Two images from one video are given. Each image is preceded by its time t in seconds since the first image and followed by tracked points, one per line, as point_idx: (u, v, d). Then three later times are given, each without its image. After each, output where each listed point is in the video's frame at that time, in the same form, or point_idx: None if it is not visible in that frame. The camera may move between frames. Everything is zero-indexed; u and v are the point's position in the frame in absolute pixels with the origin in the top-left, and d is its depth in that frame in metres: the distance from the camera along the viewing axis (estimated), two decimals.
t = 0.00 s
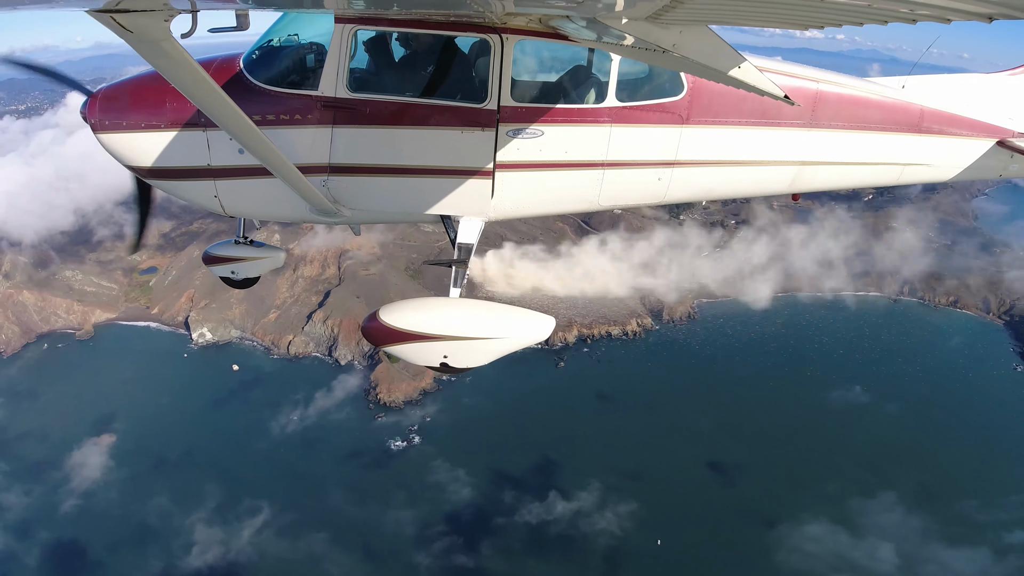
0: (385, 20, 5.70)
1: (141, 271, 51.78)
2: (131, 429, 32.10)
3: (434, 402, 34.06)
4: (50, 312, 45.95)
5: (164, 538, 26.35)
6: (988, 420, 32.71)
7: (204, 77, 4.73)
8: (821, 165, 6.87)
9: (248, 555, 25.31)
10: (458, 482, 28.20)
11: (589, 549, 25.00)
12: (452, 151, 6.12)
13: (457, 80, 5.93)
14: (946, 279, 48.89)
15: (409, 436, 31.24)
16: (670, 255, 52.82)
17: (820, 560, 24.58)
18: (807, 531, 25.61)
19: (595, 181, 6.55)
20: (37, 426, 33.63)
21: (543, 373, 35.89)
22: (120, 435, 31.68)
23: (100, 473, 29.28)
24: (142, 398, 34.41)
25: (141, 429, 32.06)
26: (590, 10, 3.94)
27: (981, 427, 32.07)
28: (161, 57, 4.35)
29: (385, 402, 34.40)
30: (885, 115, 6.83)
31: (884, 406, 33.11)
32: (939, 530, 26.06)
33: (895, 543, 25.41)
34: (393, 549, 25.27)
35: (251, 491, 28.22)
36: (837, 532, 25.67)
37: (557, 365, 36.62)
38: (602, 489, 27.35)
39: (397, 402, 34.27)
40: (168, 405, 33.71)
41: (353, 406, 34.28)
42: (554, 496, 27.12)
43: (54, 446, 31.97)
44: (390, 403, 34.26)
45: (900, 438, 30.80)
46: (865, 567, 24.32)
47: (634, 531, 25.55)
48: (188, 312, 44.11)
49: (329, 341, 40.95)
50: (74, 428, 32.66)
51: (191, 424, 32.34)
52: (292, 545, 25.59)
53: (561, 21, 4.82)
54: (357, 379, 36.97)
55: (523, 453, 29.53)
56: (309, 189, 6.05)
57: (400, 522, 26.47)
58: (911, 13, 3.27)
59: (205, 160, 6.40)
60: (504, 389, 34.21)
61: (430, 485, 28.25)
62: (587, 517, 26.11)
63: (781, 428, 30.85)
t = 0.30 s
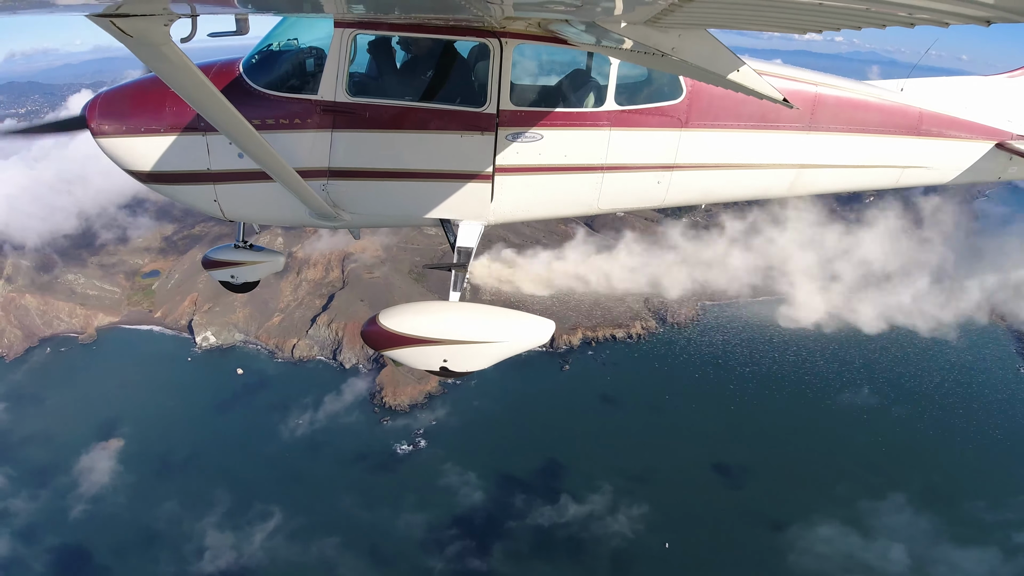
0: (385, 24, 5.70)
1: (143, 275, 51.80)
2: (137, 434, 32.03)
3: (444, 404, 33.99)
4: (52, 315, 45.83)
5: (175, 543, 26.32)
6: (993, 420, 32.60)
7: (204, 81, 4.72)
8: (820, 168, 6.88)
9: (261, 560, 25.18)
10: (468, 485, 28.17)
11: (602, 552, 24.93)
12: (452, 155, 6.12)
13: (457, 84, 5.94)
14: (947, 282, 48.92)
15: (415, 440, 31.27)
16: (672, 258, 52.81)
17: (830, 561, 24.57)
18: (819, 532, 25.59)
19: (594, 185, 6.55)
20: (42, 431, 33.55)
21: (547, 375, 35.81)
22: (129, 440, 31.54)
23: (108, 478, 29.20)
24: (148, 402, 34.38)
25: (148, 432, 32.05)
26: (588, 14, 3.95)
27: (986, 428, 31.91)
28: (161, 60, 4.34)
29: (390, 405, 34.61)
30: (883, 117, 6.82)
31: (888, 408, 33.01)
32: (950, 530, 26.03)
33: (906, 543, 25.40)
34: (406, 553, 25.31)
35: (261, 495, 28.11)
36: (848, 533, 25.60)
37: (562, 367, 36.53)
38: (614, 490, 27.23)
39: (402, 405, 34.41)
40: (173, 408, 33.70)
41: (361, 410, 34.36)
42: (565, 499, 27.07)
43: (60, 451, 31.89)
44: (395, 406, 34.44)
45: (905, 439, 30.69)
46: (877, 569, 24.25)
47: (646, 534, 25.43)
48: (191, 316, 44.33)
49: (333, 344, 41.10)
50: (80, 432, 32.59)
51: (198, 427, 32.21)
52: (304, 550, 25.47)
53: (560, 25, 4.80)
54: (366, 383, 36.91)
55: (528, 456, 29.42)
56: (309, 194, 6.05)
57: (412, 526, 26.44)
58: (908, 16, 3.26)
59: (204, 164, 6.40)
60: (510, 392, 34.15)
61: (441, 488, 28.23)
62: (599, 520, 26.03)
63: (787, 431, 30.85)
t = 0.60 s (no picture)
0: (384, 29, 5.71)
1: (147, 277, 51.87)
2: (147, 437, 31.95)
3: (455, 407, 33.84)
4: (56, 318, 45.74)
5: (187, 547, 26.19)
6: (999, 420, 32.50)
7: (204, 85, 4.72)
8: (818, 171, 6.88)
9: (275, 564, 25.04)
10: (480, 487, 28.11)
11: (617, 553, 24.81)
12: (450, 159, 6.12)
13: (457, 89, 5.94)
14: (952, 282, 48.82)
15: (422, 443, 31.06)
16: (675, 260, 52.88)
17: (844, 561, 24.56)
18: (831, 532, 25.54)
19: (593, 188, 6.54)
20: (50, 435, 33.43)
21: (553, 376, 35.86)
22: (139, 444, 31.44)
23: (118, 481, 29.08)
24: (155, 406, 34.40)
25: (158, 436, 32.05)
26: (587, 18, 3.95)
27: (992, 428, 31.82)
28: (158, 65, 4.34)
29: (395, 408, 34.35)
30: (881, 120, 6.82)
31: (893, 409, 32.89)
32: (960, 530, 26.03)
33: (918, 543, 25.43)
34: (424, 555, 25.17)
35: (274, 498, 28.02)
36: (860, 533, 25.65)
37: (567, 369, 36.60)
38: (626, 492, 27.12)
39: (409, 408, 34.23)
40: (180, 412, 33.85)
41: (369, 412, 34.06)
42: (578, 501, 26.94)
43: (68, 455, 31.77)
44: (401, 409, 34.19)
45: (910, 440, 30.59)
46: (890, 569, 24.28)
47: (659, 535, 25.36)
48: (195, 318, 44.44)
49: (338, 346, 40.54)
50: (86, 435, 32.74)
51: (205, 431, 32.17)
52: (317, 553, 25.34)
53: (559, 29, 4.80)
54: (376, 385, 36.63)
55: (536, 458, 29.34)
56: (308, 199, 6.05)
57: (425, 528, 26.24)
58: (906, 19, 3.24)
59: (204, 169, 6.40)
60: (515, 396, 34.07)
61: (452, 490, 28.15)
62: (612, 521, 25.88)
63: (793, 432, 30.78)
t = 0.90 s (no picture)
0: (383, 33, 5.71)
1: (150, 278, 51.83)
2: (155, 438, 31.82)
3: (465, 408, 33.61)
4: (60, 319, 45.56)
5: (199, 549, 26.02)
6: (1004, 420, 32.47)
7: (203, 89, 4.72)
8: (817, 174, 6.88)
9: (288, 565, 24.89)
10: (492, 487, 28.01)
11: (630, 554, 24.67)
12: (450, 162, 6.12)
13: (456, 93, 5.95)
14: (956, 282, 48.80)
15: (428, 444, 30.92)
16: (679, 260, 52.88)
17: (856, 561, 24.49)
18: (841, 532, 25.47)
19: (592, 191, 6.54)
20: (57, 436, 33.28)
21: (559, 377, 35.87)
22: (149, 445, 31.31)
23: (129, 483, 28.93)
24: (162, 408, 34.28)
25: (168, 437, 31.91)
26: (585, 22, 3.95)
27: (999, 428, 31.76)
28: (157, 69, 4.34)
29: (402, 409, 34.31)
30: (879, 123, 6.83)
31: (899, 410, 32.83)
32: (969, 529, 26.04)
33: (929, 543, 25.41)
34: (439, 555, 25.05)
35: (286, 500, 27.89)
36: (872, 533, 25.62)
37: (573, 369, 36.57)
38: (639, 492, 27.00)
39: (415, 409, 34.15)
40: (188, 414, 33.73)
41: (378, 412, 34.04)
42: (590, 501, 26.79)
43: (76, 456, 31.61)
44: (407, 410, 34.14)
45: (916, 441, 30.52)
46: (901, 569, 24.26)
47: (671, 535, 25.25)
48: (200, 319, 44.26)
49: (344, 347, 40.46)
50: (93, 437, 32.63)
51: (213, 432, 32.04)
52: (331, 554, 25.19)
53: (557, 34, 4.80)
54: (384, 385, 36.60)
55: (543, 459, 29.23)
56: (307, 203, 6.04)
57: (438, 529, 26.11)
58: (905, 22, 3.23)
59: (203, 173, 6.41)
60: (521, 398, 33.92)
61: (463, 490, 28.05)
62: (625, 521, 25.71)
63: (800, 433, 30.72)
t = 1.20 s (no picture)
0: (383, 35, 5.72)
1: (155, 278, 51.87)
2: (165, 438, 31.72)
3: (476, 408, 33.46)
4: (64, 319, 45.31)
5: (212, 550, 25.86)
6: (1008, 418, 32.43)
7: (202, 92, 4.73)
8: (817, 176, 6.88)
9: (302, 565, 24.77)
10: (503, 487, 27.90)
11: (642, 553, 24.56)
12: (449, 164, 6.12)
13: (455, 95, 5.95)
14: (961, 281, 48.84)
15: (436, 444, 30.88)
16: (683, 261, 52.89)
17: (868, 559, 24.39)
18: (852, 531, 25.37)
19: (592, 194, 6.54)
20: (64, 437, 33.15)
21: (565, 376, 35.99)
22: (159, 445, 31.22)
23: (141, 484, 28.79)
24: (170, 408, 34.17)
25: (179, 438, 31.78)
26: (585, 25, 3.95)
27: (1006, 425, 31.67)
28: (156, 69, 4.33)
29: (409, 409, 34.34)
30: (879, 125, 6.83)
31: (904, 409, 32.78)
32: (979, 527, 26.01)
33: (940, 541, 25.26)
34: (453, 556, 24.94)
35: (299, 501, 27.79)
36: (883, 531, 25.55)
37: (580, 369, 36.64)
38: (650, 492, 26.90)
39: (422, 410, 34.12)
40: (196, 415, 33.61)
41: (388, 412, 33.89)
42: (603, 501, 26.68)
43: (85, 457, 31.46)
44: (414, 410, 34.19)
45: (921, 440, 30.45)
46: (913, 567, 24.18)
47: (684, 534, 25.11)
48: (205, 319, 44.31)
49: (350, 347, 40.25)
50: (101, 438, 32.54)
51: (222, 433, 31.96)
52: (345, 555, 25.07)
53: (557, 36, 4.80)
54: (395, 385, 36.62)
55: (550, 459, 29.13)
56: (307, 204, 6.04)
57: (451, 529, 25.99)
58: (904, 24, 3.23)
59: (202, 175, 6.41)
60: (528, 399, 33.87)
61: (474, 490, 27.96)
62: (637, 522, 25.57)
63: (807, 432, 30.71)
